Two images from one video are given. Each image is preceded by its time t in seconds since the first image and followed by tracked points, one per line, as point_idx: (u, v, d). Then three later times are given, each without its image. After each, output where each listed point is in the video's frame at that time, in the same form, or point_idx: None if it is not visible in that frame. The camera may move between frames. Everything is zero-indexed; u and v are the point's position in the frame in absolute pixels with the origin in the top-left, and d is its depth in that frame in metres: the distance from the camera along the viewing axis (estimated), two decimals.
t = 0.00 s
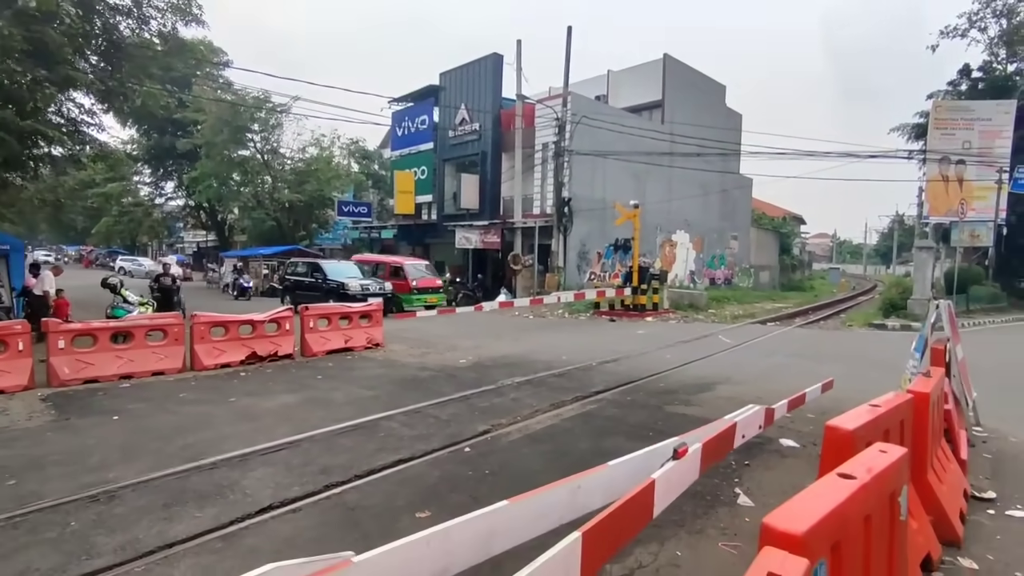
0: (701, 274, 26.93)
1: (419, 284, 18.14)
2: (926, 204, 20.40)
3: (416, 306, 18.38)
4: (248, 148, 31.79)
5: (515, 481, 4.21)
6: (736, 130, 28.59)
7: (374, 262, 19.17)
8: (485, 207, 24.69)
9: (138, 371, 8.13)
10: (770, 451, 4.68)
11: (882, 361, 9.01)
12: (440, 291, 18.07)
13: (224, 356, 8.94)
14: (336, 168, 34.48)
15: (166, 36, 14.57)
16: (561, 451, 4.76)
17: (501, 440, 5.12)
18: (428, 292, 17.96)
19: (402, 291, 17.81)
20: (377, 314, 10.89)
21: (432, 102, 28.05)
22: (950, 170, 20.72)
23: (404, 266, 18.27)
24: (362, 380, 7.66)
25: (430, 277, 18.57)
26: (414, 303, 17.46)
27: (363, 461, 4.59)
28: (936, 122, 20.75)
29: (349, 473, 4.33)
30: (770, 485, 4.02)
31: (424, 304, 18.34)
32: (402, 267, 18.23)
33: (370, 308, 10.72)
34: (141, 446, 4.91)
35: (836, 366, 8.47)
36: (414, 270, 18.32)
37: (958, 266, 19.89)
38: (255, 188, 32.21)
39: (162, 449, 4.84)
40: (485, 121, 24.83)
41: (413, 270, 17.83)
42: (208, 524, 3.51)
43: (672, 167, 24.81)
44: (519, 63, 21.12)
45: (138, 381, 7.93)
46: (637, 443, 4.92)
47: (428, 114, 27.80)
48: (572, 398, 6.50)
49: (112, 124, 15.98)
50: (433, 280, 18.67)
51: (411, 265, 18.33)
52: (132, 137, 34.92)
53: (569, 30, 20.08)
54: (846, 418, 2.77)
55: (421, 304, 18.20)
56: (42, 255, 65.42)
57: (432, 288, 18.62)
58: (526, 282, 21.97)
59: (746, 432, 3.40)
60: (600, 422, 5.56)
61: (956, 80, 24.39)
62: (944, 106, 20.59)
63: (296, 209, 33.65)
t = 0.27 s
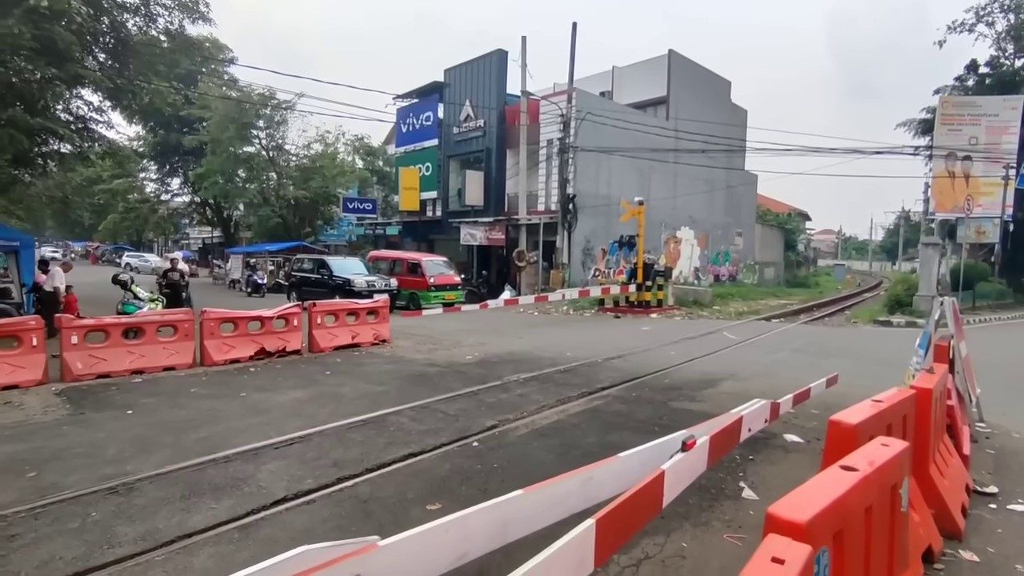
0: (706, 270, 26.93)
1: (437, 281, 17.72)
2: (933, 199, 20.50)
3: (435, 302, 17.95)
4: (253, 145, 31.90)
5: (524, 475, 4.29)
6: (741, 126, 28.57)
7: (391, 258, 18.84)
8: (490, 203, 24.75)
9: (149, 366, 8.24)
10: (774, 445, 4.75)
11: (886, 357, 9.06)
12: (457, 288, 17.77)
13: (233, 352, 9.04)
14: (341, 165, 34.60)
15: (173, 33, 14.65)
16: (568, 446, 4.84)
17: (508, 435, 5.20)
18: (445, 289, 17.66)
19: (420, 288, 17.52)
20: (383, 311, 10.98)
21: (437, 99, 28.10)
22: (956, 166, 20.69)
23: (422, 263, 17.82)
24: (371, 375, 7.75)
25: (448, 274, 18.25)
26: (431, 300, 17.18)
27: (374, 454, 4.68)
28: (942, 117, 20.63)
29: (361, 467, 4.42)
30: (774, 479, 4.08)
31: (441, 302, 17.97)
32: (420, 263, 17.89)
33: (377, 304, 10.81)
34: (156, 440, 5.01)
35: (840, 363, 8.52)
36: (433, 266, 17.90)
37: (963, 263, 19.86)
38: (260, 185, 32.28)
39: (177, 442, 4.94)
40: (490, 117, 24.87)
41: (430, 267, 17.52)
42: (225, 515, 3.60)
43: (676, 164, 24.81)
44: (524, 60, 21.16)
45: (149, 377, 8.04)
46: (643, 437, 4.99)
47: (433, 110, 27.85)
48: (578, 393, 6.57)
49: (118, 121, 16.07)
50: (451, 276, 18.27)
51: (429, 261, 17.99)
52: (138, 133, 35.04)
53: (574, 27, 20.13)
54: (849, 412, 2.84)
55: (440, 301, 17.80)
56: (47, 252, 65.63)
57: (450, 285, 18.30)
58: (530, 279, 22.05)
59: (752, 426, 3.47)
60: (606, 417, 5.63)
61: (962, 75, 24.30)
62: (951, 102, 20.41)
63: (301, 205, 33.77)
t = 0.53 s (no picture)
0: (716, 268, 26.85)
1: (461, 279, 17.27)
2: (946, 197, 20.32)
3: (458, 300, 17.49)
4: (267, 143, 32.17)
5: (534, 470, 4.38)
6: (753, 124, 28.44)
7: (414, 255, 18.46)
8: (501, 201, 24.81)
9: (168, 361, 8.42)
10: (782, 443, 4.80)
11: (897, 356, 9.05)
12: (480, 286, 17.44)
13: (249, 348, 9.21)
14: (353, 163, 34.83)
15: (190, 34, 14.84)
16: (578, 442, 4.93)
17: (519, 431, 5.29)
18: (469, 288, 17.33)
19: (443, 287, 17.19)
20: (396, 308, 11.11)
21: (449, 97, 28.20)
22: (971, 163, 20.48)
23: (445, 260, 17.36)
24: (384, 371, 7.88)
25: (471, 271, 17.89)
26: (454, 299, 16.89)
27: (388, 449, 4.79)
28: (957, 114, 20.29)
29: (374, 460, 4.53)
30: (780, 476, 4.14)
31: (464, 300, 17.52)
32: (444, 261, 17.51)
33: (389, 301, 10.94)
34: (177, 433, 5.15)
35: (850, 361, 8.53)
36: (456, 264, 17.44)
37: (978, 262, 19.67)
38: (274, 182, 32.52)
39: (197, 435, 5.08)
40: (502, 116, 24.94)
41: (454, 266, 17.18)
42: (245, 505, 3.73)
43: (687, 161, 24.72)
44: (536, 58, 21.20)
45: (168, 371, 8.22)
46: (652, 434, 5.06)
47: (444, 108, 27.95)
48: (588, 391, 6.65)
49: (137, 121, 16.34)
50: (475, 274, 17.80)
51: (453, 259, 17.63)
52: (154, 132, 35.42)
53: (585, 25, 20.14)
54: (853, 410, 2.90)
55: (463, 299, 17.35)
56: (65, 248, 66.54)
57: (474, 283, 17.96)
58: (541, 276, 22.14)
59: (756, 423, 3.54)
60: (615, 414, 5.71)
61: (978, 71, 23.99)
62: (966, 98, 20.11)
63: (314, 203, 34.03)
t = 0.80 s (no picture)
0: (730, 266, 26.73)
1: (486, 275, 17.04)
2: (965, 195, 20.21)
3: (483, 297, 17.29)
4: (283, 141, 32.42)
5: (547, 462, 4.44)
6: (767, 121, 28.26)
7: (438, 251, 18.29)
8: (514, 199, 24.86)
9: (189, 355, 8.60)
10: (793, 440, 4.83)
11: (911, 355, 9.01)
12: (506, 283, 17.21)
13: (266, 342, 9.37)
14: (367, 160, 35.08)
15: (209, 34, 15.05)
16: (590, 437, 4.99)
17: (532, 426, 5.36)
18: (494, 284, 17.10)
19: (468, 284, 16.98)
20: (410, 304, 11.22)
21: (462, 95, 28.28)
22: (991, 160, 20.20)
23: (470, 256, 17.12)
24: (398, 366, 7.99)
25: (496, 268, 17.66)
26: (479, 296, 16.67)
27: (403, 442, 4.88)
28: (977, 111, 20.05)
29: (391, 453, 4.62)
30: (791, 472, 4.18)
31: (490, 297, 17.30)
32: (468, 258, 17.30)
33: (403, 297, 11.05)
34: (199, 424, 5.29)
35: (864, 360, 8.51)
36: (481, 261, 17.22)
37: (998, 260, 19.39)
38: (289, 180, 32.79)
39: (218, 427, 5.21)
40: (515, 113, 24.99)
41: (479, 262, 16.95)
42: (265, 495, 3.83)
43: (701, 159, 24.60)
44: (549, 56, 21.23)
45: (189, 365, 8.40)
46: (664, 429, 5.12)
47: (458, 106, 28.04)
48: (600, 387, 6.71)
49: (158, 120, 16.62)
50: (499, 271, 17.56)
51: (478, 255, 17.40)
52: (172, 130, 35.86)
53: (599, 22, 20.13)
54: (863, 406, 2.94)
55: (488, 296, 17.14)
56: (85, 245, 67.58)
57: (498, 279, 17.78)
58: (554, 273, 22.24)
59: (767, 419, 3.58)
60: (628, 410, 5.76)
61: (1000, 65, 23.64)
62: (986, 94, 19.84)
63: (329, 200, 34.32)
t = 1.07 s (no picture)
0: (738, 265, 26.65)
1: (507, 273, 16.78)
2: (978, 193, 20.09)
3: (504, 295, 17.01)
4: (294, 140, 32.55)
5: (557, 457, 4.50)
6: (776, 119, 28.15)
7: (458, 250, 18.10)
8: (523, 198, 24.89)
9: (204, 351, 8.73)
10: (802, 436, 4.85)
11: (921, 353, 8.99)
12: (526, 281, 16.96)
13: (279, 339, 9.48)
14: (376, 159, 35.27)
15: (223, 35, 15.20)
16: (600, 432, 5.04)
17: (542, 421, 5.43)
18: (514, 283, 16.86)
19: (489, 282, 16.74)
20: (421, 301, 11.30)
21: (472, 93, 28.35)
22: (1005, 157, 20.00)
23: (490, 254, 16.87)
24: (409, 363, 8.08)
25: (517, 266, 17.41)
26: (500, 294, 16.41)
27: (415, 436, 4.96)
28: (992, 107, 19.80)
29: (403, 447, 4.70)
30: (801, 467, 4.21)
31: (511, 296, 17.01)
32: (489, 256, 17.06)
33: (414, 295, 11.14)
34: (215, 418, 5.39)
35: (873, 358, 8.51)
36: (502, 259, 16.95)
37: (1011, 259, 19.21)
38: (300, 179, 32.96)
39: (234, 421, 5.32)
40: (524, 112, 25.02)
41: (500, 260, 16.72)
42: (281, 486, 3.92)
43: (710, 157, 24.53)
44: (558, 55, 21.26)
45: (204, 361, 8.53)
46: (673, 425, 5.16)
47: (467, 105, 28.12)
48: (610, 383, 6.76)
49: (173, 120, 16.82)
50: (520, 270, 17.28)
51: (498, 253, 17.17)
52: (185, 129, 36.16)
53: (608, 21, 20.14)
54: (872, 401, 2.97)
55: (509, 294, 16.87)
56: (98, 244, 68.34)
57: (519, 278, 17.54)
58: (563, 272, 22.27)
59: (777, 413, 3.61)
60: (637, 406, 5.81)
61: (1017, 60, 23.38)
62: (1002, 90, 19.60)
63: (339, 198, 34.53)
